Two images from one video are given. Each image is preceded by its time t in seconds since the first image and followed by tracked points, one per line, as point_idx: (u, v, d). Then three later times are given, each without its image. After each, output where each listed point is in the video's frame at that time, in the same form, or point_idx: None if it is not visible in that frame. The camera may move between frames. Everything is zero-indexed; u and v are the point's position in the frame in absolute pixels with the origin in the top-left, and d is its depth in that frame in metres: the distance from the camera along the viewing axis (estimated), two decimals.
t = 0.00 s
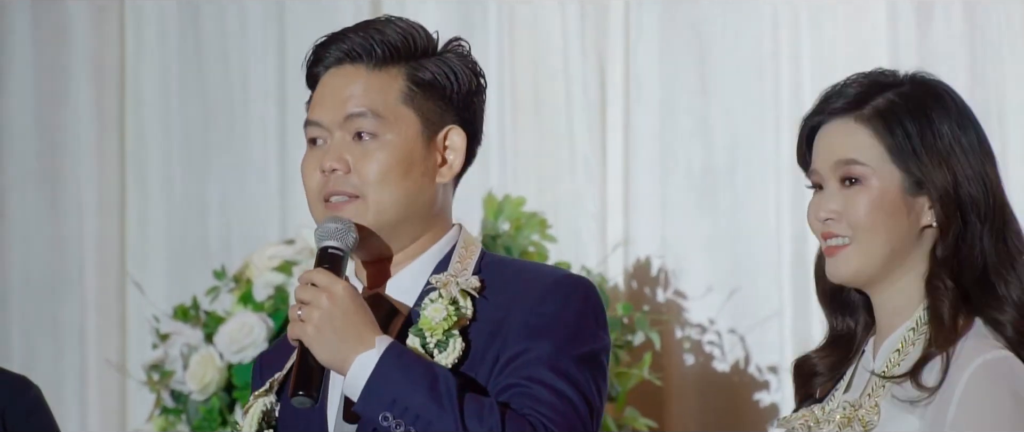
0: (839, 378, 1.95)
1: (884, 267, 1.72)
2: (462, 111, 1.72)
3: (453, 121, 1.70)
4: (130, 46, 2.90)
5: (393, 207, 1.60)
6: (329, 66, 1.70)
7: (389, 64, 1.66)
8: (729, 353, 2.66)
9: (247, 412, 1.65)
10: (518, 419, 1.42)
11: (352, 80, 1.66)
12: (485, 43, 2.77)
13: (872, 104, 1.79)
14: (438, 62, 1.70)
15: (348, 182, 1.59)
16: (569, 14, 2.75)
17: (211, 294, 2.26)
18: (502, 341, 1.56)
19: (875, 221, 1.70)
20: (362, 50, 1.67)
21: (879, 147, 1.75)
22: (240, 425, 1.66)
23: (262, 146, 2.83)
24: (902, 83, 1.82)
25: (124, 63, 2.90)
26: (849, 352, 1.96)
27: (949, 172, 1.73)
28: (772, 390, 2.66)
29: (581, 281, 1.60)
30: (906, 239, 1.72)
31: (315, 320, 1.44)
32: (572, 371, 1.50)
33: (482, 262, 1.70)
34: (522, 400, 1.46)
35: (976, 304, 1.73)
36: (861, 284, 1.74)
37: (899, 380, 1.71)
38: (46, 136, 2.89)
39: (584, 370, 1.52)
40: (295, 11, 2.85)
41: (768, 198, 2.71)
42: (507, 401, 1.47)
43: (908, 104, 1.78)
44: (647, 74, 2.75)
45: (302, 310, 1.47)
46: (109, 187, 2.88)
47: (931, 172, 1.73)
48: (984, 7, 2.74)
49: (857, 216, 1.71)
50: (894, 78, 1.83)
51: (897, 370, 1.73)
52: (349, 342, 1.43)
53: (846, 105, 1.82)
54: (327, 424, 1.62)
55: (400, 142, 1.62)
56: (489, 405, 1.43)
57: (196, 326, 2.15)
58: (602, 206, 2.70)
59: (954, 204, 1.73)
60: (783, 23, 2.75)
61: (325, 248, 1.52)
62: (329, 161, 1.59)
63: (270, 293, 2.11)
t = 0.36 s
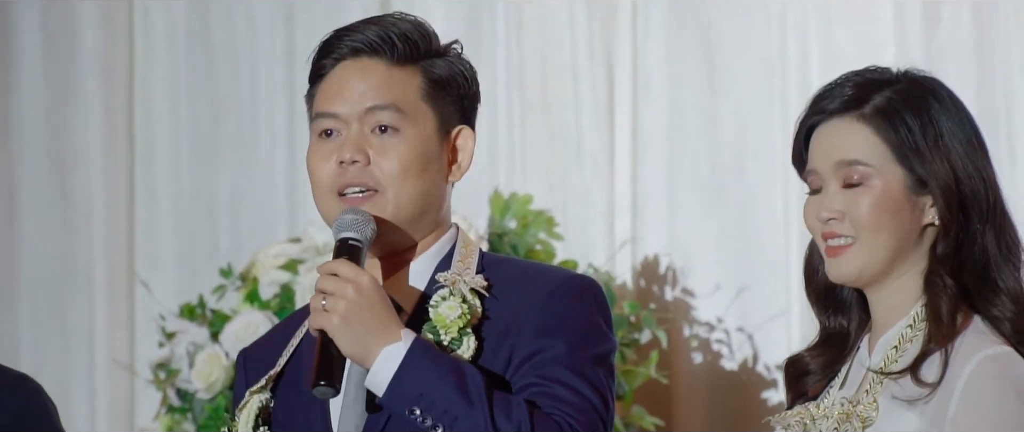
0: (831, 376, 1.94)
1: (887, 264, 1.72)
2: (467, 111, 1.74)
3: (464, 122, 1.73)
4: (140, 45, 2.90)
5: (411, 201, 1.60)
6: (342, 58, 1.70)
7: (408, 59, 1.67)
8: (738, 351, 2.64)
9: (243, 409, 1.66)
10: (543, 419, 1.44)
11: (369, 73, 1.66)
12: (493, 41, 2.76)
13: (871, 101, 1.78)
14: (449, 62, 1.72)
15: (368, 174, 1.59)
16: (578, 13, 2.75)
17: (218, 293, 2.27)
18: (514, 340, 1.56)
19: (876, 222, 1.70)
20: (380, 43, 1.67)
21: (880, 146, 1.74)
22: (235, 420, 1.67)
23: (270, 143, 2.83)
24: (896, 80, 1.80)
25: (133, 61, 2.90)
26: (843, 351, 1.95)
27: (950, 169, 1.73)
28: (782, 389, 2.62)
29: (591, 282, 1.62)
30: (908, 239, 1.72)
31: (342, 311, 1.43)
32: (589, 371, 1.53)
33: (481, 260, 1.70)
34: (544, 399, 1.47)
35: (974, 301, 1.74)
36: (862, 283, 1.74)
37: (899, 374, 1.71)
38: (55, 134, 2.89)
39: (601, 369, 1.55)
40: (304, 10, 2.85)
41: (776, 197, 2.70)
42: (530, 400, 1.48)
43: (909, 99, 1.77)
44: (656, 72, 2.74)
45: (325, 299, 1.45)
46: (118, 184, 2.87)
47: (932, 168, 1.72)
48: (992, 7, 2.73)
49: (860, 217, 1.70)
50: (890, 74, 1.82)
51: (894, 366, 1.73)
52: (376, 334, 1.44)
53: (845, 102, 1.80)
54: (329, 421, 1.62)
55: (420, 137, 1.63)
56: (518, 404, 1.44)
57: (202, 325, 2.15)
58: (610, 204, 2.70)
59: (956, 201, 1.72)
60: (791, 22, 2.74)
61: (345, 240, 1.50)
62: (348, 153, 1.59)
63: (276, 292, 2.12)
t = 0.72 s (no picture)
0: (837, 381, 1.93)
1: (894, 265, 1.71)
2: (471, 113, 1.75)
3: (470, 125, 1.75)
4: (151, 46, 2.91)
5: (431, 204, 1.60)
6: (352, 60, 1.69)
7: (423, 63, 1.67)
8: (747, 353, 2.64)
9: (246, 408, 1.64)
10: (571, 419, 1.45)
11: (384, 76, 1.66)
12: (502, 43, 2.76)
13: (880, 102, 1.77)
14: (457, 66, 1.73)
15: (391, 177, 1.58)
16: (586, 14, 2.74)
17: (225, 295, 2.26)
18: (530, 342, 1.56)
19: (885, 223, 1.69)
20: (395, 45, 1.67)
21: (888, 147, 1.73)
22: (236, 420, 1.66)
23: (280, 145, 2.84)
24: (901, 82, 1.79)
25: (144, 63, 2.91)
26: (848, 356, 1.94)
27: (958, 169, 1.72)
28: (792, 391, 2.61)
29: (601, 285, 1.62)
30: (913, 241, 1.72)
31: (368, 310, 1.41)
32: (609, 371, 1.53)
33: (487, 263, 1.70)
34: (569, 399, 1.48)
35: (981, 301, 1.73)
36: (865, 286, 1.73)
37: (903, 374, 1.70)
38: (65, 135, 2.90)
39: (618, 369, 1.56)
40: (314, 11, 2.86)
41: (784, 198, 2.69)
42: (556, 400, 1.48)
43: (917, 101, 1.76)
44: (665, 73, 2.74)
45: (349, 298, 1.43)
46: (129, 186, 2.88)
47: (939, 169, 1.71)
48: (1001, 8, 2.71)
49: (867, 219, 1.70)
50: (896, 76, 1.82)
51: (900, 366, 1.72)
52: (400, 334, 1.43)
53: (852, 103, 1.80)
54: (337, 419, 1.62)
55: (438, 140, 1.63)
56: (546, 404, 1.44)
57: (209, 327, 2.16)
58: (619, 205, 2.70)
59: (964, 200, 1.72)
60: (799, 23, 2.73)
61: (364, 239, 1.49)
62: (369, 157, 1.58)
63: (283, 293, 2.12)
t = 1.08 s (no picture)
0: (841, 380, 1.93)
1: (900, 265, 1.71)
2: (473, 114, 1.75)
3: (470, 126, 1.73)
4: (157, 46, 2.91)
5: (420, 207, 1.60)
6: (350, 63, 1.69)
7: (416, 65, 1.67)
8: (751, 353, 2.64)
9: (246, 408, 1.65)
10: (566, 422, 1.44)
11: (376, 79, 1.66)
12: (507, 43, 2.77)
13: (884, 103, 1.76)
14: (455, 67, 1.72)
15: (378, 181, 1.59)
16: (591, 15, 2.74)
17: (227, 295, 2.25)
18: (529, 345, 1.56)
19: (889, 222, 1.69)
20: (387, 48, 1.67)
21: (892, 147, 1.73)
22: (237, 421, 1.66)
23: (286, 146, 2.85)
24: (907, 83, 1.79)
25: (150, 64, 2.91)
26: (853, 356, 1.94)
27: (961, 170, 1.72)
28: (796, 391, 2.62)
29: (602, 290, 1.62)
30: (919, 240, 1.72)
31: (363, 314, 1.41)
32: (606, 376, 1.54)
33: (489, 266, 1.70)
34: (565, 403, 1.48)
35: (985, 303, 1.72)
36: (873, 286, 1.73)
37: (904, 374, 1.70)
38: (72, 136, 2.90)
39: (616, 374, 1.56)
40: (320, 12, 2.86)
41: (788, 198, 2.69)
42: (552, 403, 1.49)
43: (921, 102, 1.75)
44: (670, 72, 2.74)
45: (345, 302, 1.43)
46: (135, 186, 2.88)
47: (946, 170, 1.71)
48: (1003, 9, 2.71)
49: (872, 219, 1.70)
50: (901, 77, 1.81)
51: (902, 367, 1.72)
52: (396, 338, 1.42)
53: (856, 103, 1.79)
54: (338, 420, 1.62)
55: (428, 142, 1.63)
56: (540, 408, 1.44)
57: (212, 329, 2.16)
58: (623, 205, 2.70)
59: (967, 201, 1.72)
60: (803, 23, 2.73)
61: (360, 243, 1.50)
62: (357, 160, 1.59)
63: (286, 295, 2.12)
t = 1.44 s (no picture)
0: (838, 381, 1.93)
1: (892, 268, 1.71)
2: (461, 118, 1.70)
3: (452, 129, 1.68)
4: (161, 48, 2.92)
5: (392, 220, 1.58)
6: (328, 74, 1.67)
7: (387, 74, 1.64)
8: (753, 355, 2.63)
9: (237, 412, 1.65)
10: (526, 420, 1.42)
11: (349, 91, 1.63)
12: (510, 46, 2.78)
13: (878, 107, 1.77)
14: (436, 70, 1.68)
15: (346, 195, 1.56)
16: (593, 16, 2.75)
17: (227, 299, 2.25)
18: (504, 347, 1.55)
19: (882, 225, 1.70)
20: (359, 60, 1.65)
21: (886, 151, 1.73)
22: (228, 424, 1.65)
23: (289, 148, 2.85)
24: (902, 87, 1.79)
25: (154, 65, 2.92)
26: (849, 356, 1.94)
27: (955, 175, 1.72)
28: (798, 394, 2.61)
29: (583, 291, 1.61)
30: (911, 243, 1.72)
31: (325, 313, 1.43)
32: (577, 377, 1.51)
33: (480, 269, 1.70)
34: (528, 401, 1.45)
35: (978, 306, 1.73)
36: (868, 289, 1.74)
37: (898, 379, 1.70)
38: (77, 138, 2.91)
39: (589, 376, 1.53)
40: (323, 12, 2.85)
41: (790, 199, 2.68)
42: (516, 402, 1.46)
43: (914, 107, 1.75)
44: (671, 73, 2.74)
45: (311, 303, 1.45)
46: (140, 188, 2.89)
47: (937, 176, 1.71)
48: (1004, 10, 2.70)
49: (863, 222, 1.70)
50: (898, 81, 1.81)
51: (896, 370, 1.72)
52: (358, 337, 1.43)
53: (851, 108, 1.80)
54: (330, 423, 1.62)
55: (398, 154, 1.59)
56: (499, 406, 1.42)
57: (212, 332, 2.17)
58: (625, 208, 2.71)
59: (961, 206, 1.71)
60: (805, 24, 2.73)
61: (331, 245, 1.50)
62: (325, 175, 1.57)
63: (285, 298, 2.12)
